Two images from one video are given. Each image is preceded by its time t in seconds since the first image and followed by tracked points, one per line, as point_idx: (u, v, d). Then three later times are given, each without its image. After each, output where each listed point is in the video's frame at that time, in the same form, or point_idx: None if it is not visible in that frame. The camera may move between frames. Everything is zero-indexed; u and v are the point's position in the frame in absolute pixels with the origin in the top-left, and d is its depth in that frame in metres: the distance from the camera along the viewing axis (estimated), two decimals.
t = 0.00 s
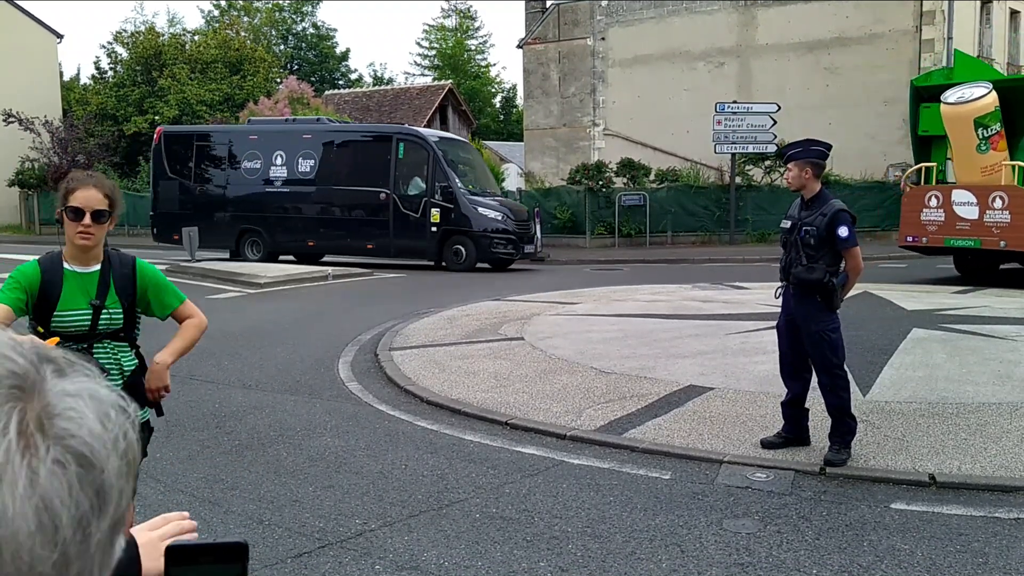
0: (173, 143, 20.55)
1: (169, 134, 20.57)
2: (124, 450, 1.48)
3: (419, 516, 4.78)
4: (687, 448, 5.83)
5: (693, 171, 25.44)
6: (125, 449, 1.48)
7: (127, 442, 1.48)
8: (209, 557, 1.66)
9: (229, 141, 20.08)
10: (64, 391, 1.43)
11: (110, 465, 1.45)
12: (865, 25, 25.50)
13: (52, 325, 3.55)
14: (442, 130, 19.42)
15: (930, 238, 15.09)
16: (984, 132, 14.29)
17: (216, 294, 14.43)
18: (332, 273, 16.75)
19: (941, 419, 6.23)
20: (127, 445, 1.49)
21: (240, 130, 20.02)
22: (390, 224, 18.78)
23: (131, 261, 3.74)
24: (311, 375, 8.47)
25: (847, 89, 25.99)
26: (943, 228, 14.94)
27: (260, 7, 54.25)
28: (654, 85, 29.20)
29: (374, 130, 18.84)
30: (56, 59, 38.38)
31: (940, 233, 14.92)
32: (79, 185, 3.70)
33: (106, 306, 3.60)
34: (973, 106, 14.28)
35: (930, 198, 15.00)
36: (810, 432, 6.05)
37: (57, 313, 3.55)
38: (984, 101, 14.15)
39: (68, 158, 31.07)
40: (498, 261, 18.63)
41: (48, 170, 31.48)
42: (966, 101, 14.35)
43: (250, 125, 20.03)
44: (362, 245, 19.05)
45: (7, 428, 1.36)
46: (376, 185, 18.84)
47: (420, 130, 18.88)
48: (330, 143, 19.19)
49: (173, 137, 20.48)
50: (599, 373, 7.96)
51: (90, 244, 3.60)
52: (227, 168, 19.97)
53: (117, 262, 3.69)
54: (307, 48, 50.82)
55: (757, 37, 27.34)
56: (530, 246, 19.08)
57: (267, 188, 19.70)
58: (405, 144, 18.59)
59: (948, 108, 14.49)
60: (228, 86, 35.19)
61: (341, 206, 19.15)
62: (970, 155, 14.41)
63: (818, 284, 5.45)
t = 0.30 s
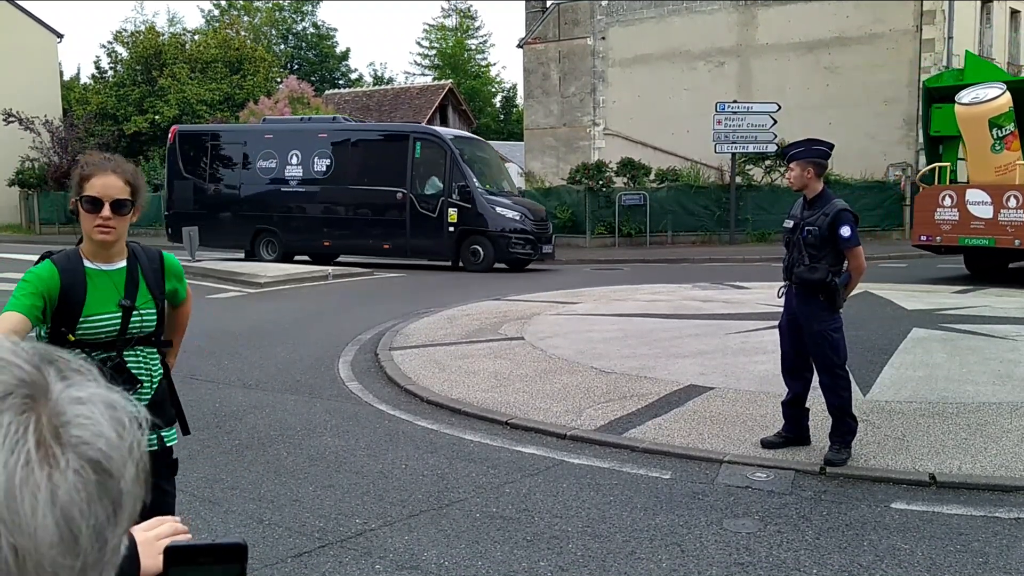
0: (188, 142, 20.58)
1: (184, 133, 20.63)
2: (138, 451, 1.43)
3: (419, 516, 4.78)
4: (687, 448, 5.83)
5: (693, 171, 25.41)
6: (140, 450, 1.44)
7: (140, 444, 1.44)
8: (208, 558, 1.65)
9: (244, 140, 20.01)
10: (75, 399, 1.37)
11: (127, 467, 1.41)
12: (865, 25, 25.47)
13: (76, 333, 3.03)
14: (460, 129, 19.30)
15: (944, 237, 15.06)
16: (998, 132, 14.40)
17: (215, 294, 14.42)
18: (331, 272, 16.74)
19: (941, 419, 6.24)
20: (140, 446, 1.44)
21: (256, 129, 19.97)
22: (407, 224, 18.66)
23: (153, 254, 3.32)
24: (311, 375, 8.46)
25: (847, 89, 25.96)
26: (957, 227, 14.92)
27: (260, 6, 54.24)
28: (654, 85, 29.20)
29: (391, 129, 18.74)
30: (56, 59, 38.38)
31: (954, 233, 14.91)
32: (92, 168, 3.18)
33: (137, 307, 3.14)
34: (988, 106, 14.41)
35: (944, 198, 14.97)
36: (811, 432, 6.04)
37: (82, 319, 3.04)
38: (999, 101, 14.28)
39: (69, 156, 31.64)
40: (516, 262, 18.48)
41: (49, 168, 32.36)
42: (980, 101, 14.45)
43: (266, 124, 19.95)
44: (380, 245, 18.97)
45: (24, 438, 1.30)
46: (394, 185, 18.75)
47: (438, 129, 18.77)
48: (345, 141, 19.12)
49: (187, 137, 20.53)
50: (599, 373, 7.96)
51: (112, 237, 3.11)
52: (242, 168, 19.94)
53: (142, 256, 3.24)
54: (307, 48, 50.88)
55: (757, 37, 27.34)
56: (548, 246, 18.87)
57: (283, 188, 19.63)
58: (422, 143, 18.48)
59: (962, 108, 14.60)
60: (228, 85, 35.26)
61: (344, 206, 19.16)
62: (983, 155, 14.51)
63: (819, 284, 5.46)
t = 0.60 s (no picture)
0: (202, 142, 20.61)
1: (199, 133, 20.65)
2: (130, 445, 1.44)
3: (418, 515, 4.78)
4: (687, 447, 5.83)
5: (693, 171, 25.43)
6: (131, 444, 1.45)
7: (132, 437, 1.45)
8: (211, 558, 1.68)
9: (258, 139, 20.00)
10: (69, 391, 1.37)
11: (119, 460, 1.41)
12: (864, 25, 25.43)
13: (140, 380, 2.74)
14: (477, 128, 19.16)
15: (956, 235, 15.11)
16: (1011, 132, 14.37)
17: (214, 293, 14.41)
18: (330, 272, 16.74)
19: (940, 418, 6.25)
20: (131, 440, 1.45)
21: (270, 128, 19.93)
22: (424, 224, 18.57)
23: (218, 292, 3.06)
24: (311, 374, 8.46)
25: (847, 89, 25.95)
26: (969, 226, 14.96)
27: (260, 6, 54.23)
28: (653, 84, 29.22)
29: (406, 128, 18.63)
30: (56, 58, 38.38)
31: (966, 231, 14.95)
32: (169, 188, 3.00)
33: (203, 349, 2.86)
34: (999, 107, 14.40)
35: (956, 197, 15.02)
36: (810, 431, 6.05)
37: (143, 363, 2.74)
38: (1010, 101, 14.24)
39: (68, 156, 32.14)
40: (533, 261, 18.33)
41: (47, 167, 32.55)
42: (992, 101, 14.46)
43: (280, 122, 19.91)
44: (396, 244, 18.88)
45: (13, 432, 1.29)
46: (410, 185, 18.63)
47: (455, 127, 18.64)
48: (360, 140, 19.04)
49: (201, 136, 20.55)
50: (599, 372, 7.97)
51: (188, 269, 2.87)
52: (256, 167, 19.93)
53: (208, 292, 2.98)
54: (307, 47, 50.90)
55: (756, 37, 27.34)
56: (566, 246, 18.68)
57: (297, 188, 19.56)
58: (438, 141, 18.38)
59: (974, 108, 14.60)
60: (228, 85, 35.31)
61: (348, 205, 19.18)
62: (996, 154, 14.52)
63: (822, 283, 5.46)
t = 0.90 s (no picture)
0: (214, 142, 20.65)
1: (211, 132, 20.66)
2: (79, 439, 1.25)
3: (416, 514, 4.78)
4: (685, 447, 5.83)
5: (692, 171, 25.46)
6: (82, 437, 1.26)
7: (84, 430, 1.26)
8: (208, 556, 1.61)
9: (271, 138, 20.01)
10: (6, 387, 1.21)
11: (65, 460, 1.23)
12: (863, 25, 25.41)
13: (228, 394, 2.44)
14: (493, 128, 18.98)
15: (967, 234, 15.13)
16: None
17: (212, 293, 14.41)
18: (328, 271, 16.72)
19: (939, 417, 6.26)
20: (83, 435, 1.26)
21: (284, 127, 19.94)
22: (438, 224, 18.43)
23: (309, 283, 2.74)
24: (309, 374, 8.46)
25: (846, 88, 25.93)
26: (980, 225, 14.97)
27: (259, 5, 54.22)
28: (652, 84, 29.23)
29: (422, 127, 18.51)
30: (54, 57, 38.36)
31: (977, 230, 14.96)
32: (263, 168, 2.62)
33: (298, 356, 2.55)
34: (1012, 107, 14.43)
35: (967, 196, 15.04)
36: (809, 431, 6.05)
37: (233, 375, 2.44)
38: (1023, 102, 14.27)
39: (66, 154, 32.05)
40: (551, 262, 18.04)
41: (45, 166, 32.56)
42: (1005, 102, 14.49)
43: (293, 121, 19.92)
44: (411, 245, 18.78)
45: None
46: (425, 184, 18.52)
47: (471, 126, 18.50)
48: (375, 138, 19.04)
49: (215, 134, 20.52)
50: (597, 371, 7.97)
51: (282, 263, 2.54)
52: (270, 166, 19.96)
53: (298, 286, 2.66)
54: (306, 47, 50.90)
55: (755, 36, 27.33)
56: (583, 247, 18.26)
57: (312, 187, 19.60)
58: (454, 140, 18.21)
59: (986, 108, 14.67)
60: (226, 84, 35.29)
61: (352, 204, 19.27)
62: (1008, 154, 14.51)
63: (823, 282, 5.45)
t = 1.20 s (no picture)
0: (226, 141, 20.49)
1: (224, 132, 20.52)
2: (66, 437, 1.25)
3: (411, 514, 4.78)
4: (681, 446, 5.84)
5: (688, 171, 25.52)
6: (69, 436, 1.26)
7: (72, 427, 1.26)
8: (203, 551, 1.58)
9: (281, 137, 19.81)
10: None
11: (54, 456, 1.24)
12: (858, 25, 25.45)
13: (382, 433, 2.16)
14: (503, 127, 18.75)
15: (973, 232, 15.20)
16: None
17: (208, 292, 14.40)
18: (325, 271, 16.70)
19: (933, 416, 6.28)
20: (70, 432, 1.26)
21: (296, 126, 19.74)
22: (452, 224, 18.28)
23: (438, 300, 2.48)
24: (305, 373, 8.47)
25: (841, 88, 25.98)
26: (986, 222, 15.04)
27: (254, 4, 54.19)
28: (648, 83, 29.27)
29: (437, 126, 18.22)
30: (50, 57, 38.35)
31: (983, 228, 15.04)
32: (405, 172, 2.29)
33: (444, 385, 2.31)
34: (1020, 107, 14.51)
35: (974, 195, 15.07)
36: (805, 430, 6.06)
37: (376, 421, 2.15)
38: None
39: (61, 154, 32.13)
40: (565, 262, 17.88)
41: (41, 166, 32.56)
42: (1012, 102, 14.60)
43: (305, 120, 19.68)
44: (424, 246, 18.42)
45: None
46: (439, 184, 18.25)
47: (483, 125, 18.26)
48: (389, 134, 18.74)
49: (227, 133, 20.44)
50: (593, 371, 7.99)
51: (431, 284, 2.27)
52: (280, 166, 19.69)
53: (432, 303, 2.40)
54: (302, 46, 50.90)
55: (751, 36, 27.37)
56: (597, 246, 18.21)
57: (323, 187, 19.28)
58: (468, 140, 17.96)
59: (994, 108, 14.76)
60: (222, 83, 35.25)
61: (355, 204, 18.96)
62: (1016, 153, 14.53)
63: (819, 281, 5.45)
